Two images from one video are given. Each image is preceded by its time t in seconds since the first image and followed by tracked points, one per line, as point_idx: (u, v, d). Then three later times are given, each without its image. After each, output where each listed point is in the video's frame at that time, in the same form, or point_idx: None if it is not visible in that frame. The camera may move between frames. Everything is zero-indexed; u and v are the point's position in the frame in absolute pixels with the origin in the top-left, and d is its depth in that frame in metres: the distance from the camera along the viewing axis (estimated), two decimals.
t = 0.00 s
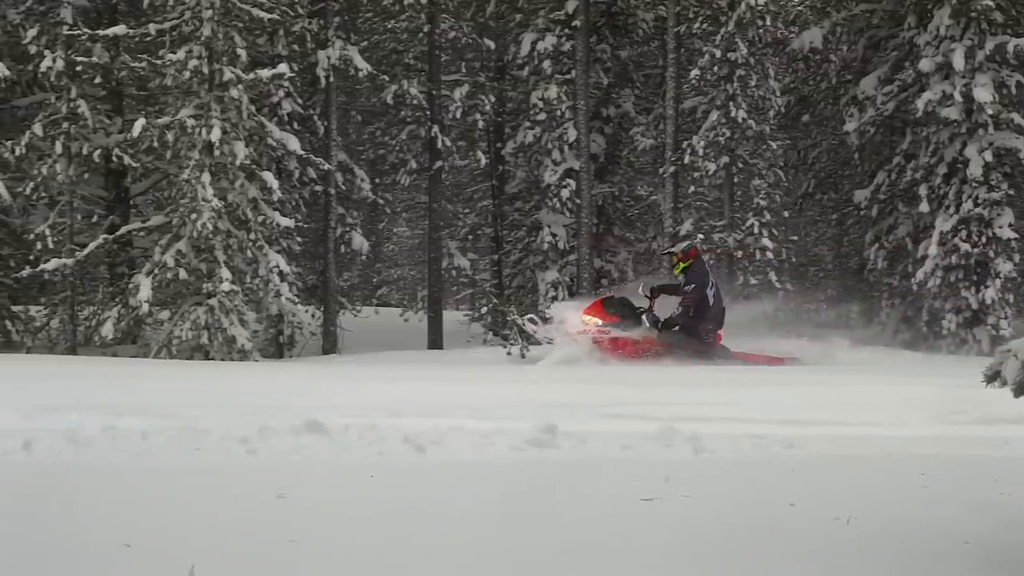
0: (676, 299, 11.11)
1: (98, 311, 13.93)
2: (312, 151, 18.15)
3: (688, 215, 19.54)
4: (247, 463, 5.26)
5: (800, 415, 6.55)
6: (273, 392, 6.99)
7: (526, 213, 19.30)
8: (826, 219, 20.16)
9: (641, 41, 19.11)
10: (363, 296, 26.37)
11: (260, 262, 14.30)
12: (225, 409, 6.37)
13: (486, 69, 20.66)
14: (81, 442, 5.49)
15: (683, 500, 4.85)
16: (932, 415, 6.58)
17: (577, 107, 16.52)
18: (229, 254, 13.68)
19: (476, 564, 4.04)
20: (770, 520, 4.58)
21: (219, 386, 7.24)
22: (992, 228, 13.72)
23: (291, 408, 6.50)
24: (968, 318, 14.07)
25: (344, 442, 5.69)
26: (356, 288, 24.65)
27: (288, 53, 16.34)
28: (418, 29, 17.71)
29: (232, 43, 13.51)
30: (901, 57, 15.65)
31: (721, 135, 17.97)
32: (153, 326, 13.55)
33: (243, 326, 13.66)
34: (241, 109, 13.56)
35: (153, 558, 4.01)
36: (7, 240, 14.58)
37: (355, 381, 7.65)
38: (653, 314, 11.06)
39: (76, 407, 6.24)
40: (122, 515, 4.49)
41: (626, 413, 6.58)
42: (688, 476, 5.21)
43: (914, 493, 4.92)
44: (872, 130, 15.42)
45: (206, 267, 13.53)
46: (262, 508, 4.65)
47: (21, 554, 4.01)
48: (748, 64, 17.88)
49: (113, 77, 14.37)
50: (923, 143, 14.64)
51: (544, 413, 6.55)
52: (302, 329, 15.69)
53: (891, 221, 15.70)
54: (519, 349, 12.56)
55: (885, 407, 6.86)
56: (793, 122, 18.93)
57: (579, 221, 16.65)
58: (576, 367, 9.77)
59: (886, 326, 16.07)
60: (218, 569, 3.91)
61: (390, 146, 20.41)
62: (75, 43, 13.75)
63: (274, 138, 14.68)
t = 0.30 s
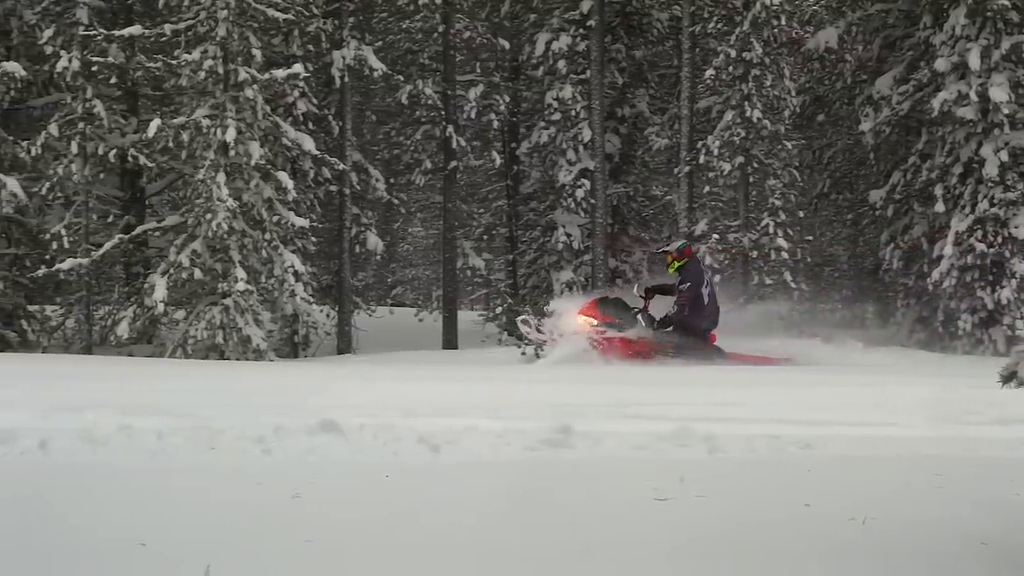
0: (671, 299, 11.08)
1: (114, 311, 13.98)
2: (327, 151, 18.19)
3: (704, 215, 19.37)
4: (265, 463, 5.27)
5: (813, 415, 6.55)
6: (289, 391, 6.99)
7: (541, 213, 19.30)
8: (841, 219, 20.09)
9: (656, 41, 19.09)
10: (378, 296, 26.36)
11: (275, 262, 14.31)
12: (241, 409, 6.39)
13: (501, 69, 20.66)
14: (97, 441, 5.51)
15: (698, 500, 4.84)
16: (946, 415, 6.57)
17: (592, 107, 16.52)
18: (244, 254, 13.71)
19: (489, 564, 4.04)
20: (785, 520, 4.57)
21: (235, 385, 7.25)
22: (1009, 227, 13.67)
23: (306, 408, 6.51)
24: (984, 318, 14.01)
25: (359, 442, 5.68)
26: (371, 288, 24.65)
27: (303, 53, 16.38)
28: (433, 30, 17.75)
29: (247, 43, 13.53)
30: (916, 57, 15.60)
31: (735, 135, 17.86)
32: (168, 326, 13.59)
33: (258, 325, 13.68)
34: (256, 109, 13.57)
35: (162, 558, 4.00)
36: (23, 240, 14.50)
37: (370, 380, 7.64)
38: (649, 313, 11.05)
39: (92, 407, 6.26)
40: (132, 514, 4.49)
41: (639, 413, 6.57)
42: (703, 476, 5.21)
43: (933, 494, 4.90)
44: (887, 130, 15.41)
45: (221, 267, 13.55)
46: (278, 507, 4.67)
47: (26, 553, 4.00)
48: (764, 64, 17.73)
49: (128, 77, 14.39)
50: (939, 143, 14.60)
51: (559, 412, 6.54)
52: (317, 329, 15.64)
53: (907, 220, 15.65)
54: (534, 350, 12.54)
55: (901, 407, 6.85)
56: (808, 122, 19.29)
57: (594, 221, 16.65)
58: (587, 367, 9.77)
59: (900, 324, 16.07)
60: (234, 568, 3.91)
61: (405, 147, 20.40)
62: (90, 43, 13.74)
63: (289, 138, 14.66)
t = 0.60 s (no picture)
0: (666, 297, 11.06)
1: (130, 311, 14.03)
2: (342, 151, 18.23)
3: (717, 216, 19.76)
4: (280, 463, 5.28)
5: (827, 416, 6.55)
6: (304, 391, 7.00)
7: (556, 213, 19.34)
8: (857, 219, 20.05)
9: (671, 41, 19.08)
10: (393, 297, 26.27)
11: (291, 262, 14.35)
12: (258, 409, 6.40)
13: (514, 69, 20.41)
14: (114, 441, 5.53)
15: (713, 500, 4.84)
16: (962, 416, 6.56)
17: (606, 107, 16.56)
18: (259, 254, 13.73)
19: (503, 564, 4.04)
20: (800, 520, 4.57)
21: (251, 385, 7.26)
22: None
23: (321, 408, 6.53)
24: (1000, 319, 13.99)
25: (374, 443, 5.68)
26: (386, 289, 24.69)
27: (318, 53, 16.43)
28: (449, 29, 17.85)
29: (263, 44, 13.58)
30: (932, 57, 15.57)
31: (750, 135, 18.14)
32: (183, 326, 13.56)
33: (273, 326, 13.69)
34: (271, 109, 13.61)
35: (170, 558, 4.01)
36: (38, 240, 14.50)
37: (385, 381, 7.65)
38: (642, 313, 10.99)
39: (109, 407, 6.29)
40: (140, 514, 4.50)
41: (652, 413, 6.57)
42: (718, 476, 5.20)
43: (951, 495, 4.89)
44: (902, 130, 15.41)
45: (236, 267, 13.56)
46: (292, 506, 4.68)
47: (26, 553, 4.01)
48: (778, 63, 17.91)
49: (144, 78, 14.43)
50: (954, 143, 14.57)
51: (573, 412, 6.54)
52: (331, 329, 15.62)
53: (922, 221, 15.60)
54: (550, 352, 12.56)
55: (916, 408, 6.84)
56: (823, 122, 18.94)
57: (609, 221, 16.68)
58: (598, 368, 9.77)
59: (915, 325, 16.18)
60: (250, 569, 3.92)
61: (420, 147, 20.42)
62: (107, 44, 13.77)
63: (304, 139, 14.65)
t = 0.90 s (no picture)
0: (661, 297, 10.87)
1: (148, 311, 14.11)
2: (360, 151, 18.28)
3: (736, 216, 19.65)
4: (298, 463, 5.29)
5: (844, 417, 6.53)
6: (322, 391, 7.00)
7: (573, 213, 19.38)
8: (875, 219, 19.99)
9: (689, 41, 19.04)
10: (410, 298, 26.24)
11: (308, 262, 14.30)
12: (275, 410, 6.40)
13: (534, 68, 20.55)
14: (132, 440, 5.55)
15: (731, 501, 4.84)
16: (980, 417, 6.53)
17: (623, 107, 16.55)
18: (277, 254, 13.75)
19: (520, 565, 4.04)
20: (819, 520, 4.57)
21: (270, 384, 7.29)
22: None
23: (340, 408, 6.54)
24: (1019, 319, 13.96)
25: (392, 443, 5.68)
26: (404, 289, 24.73)
27: (337, 53, 16.43)
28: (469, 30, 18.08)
29: (281, 44, 13.62)
30: (950, 56, 15.51)
31: (768, 135, 18.10)
32: (201, 326, 13.54)
33: (291, 326, 13.71)
34: (289, 109, 13.63)
35: (183, 558, 4.01)
36: (58, 240, 14.63)
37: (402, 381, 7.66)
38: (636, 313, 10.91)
39: (129, 407, 6.31)
40: (154, 513, 4.50)
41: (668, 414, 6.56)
42: (737, 476, 5.20)
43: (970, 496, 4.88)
44: (921, 130, 15.39)
45: (253, 267, 13.59)
46: (309, 506, 4.69)
47: (36, 552, 4.03)
48: (796, 63, 17.94)
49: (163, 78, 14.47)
50: (973, 143, 14.51)
51: (590, 413, 6.54)
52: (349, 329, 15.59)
53: (941, 221, 15.53)
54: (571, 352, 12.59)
55: (933, 409, 6.84)
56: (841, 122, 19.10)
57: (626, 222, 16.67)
58: (612, 368, 9.77)
59: (935, 326, 16.16)
60: (267, 569, 3.93)
61: (437, 147, 20.44)
62: (126, 44, 13.84)
63: (321, 139, 14.63)
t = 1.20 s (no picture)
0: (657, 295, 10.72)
1: (164, 310, 14.19)
2: (376, 151, 18.33)
3: (751, 215, 19.53)
4: (313, 463, 5.30)
5: (859, 417, 6.52)
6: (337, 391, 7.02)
7: (588, 213, 19.42)
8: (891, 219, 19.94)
9: (704, 41, 19.01)
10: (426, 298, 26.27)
11: (322, 262, 13.98)
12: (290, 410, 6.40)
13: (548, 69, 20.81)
14: (147, 439, 5.57)
15: (746, 502, 4.83)
16: (997, 418, 6.51)
17: (639, 107, 16.55)
18: (293, 253, 13.78)
19: (533, 564, 4.04)
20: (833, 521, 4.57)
21: (286, 383, 7.31)
22: None
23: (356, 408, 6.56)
24: None
25: (406, 443, 5.68)
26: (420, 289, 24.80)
27: (352, 53, 16.44)
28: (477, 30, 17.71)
29: (296, 44, 13.65)
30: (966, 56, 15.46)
31: (784, 135, 18.08)
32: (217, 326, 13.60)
33: (306, 325, 13.71)
34: (304, 110, 13.68)
35: (197, 557, 4.02)
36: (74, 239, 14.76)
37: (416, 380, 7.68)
38: (634, 312, 10.77)
39: (146, 407, 6.34)
40: (165, 513, 4.49)
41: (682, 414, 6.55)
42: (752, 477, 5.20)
43: (987, 497, 4.87)
44: (937, 130, 15.37)
45: (269, 267, 13.62)
46: (324, 505, 4.69)
47: (40, 551, 4.03)
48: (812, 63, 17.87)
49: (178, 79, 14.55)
50: (990, 143, 14.47)
51: (603, 412, 6.55)
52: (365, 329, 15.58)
53: (957, 221, 15.46)
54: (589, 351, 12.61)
55: (951, 410, 6.80)
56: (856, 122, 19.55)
57: (642, 222, 16.68)
58: (623, 368, 9.76)
59: (953, 325, 16.11)
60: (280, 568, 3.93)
61: (452, 147, 20.50)
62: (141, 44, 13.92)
63: (337, 138, 14.60)
